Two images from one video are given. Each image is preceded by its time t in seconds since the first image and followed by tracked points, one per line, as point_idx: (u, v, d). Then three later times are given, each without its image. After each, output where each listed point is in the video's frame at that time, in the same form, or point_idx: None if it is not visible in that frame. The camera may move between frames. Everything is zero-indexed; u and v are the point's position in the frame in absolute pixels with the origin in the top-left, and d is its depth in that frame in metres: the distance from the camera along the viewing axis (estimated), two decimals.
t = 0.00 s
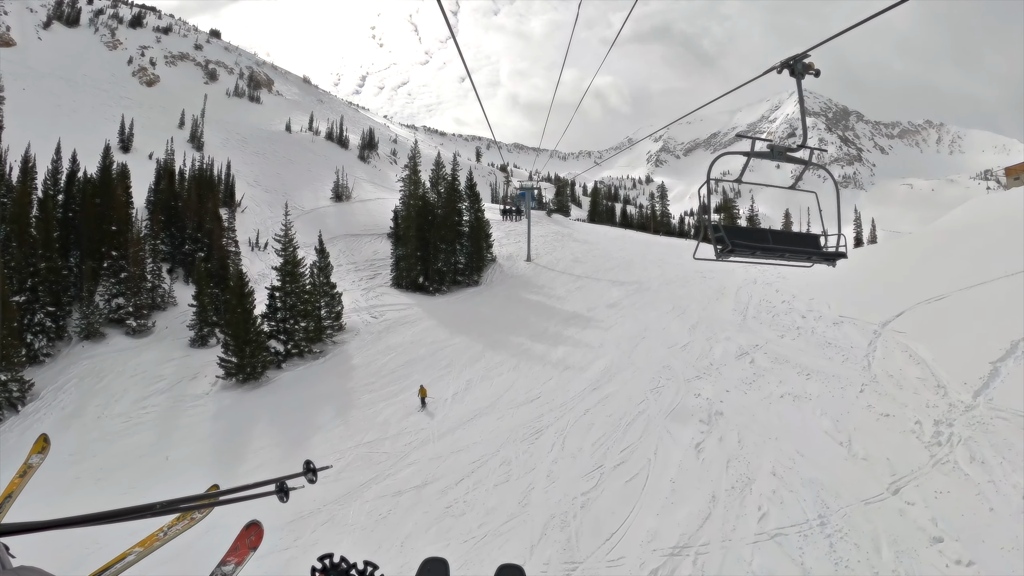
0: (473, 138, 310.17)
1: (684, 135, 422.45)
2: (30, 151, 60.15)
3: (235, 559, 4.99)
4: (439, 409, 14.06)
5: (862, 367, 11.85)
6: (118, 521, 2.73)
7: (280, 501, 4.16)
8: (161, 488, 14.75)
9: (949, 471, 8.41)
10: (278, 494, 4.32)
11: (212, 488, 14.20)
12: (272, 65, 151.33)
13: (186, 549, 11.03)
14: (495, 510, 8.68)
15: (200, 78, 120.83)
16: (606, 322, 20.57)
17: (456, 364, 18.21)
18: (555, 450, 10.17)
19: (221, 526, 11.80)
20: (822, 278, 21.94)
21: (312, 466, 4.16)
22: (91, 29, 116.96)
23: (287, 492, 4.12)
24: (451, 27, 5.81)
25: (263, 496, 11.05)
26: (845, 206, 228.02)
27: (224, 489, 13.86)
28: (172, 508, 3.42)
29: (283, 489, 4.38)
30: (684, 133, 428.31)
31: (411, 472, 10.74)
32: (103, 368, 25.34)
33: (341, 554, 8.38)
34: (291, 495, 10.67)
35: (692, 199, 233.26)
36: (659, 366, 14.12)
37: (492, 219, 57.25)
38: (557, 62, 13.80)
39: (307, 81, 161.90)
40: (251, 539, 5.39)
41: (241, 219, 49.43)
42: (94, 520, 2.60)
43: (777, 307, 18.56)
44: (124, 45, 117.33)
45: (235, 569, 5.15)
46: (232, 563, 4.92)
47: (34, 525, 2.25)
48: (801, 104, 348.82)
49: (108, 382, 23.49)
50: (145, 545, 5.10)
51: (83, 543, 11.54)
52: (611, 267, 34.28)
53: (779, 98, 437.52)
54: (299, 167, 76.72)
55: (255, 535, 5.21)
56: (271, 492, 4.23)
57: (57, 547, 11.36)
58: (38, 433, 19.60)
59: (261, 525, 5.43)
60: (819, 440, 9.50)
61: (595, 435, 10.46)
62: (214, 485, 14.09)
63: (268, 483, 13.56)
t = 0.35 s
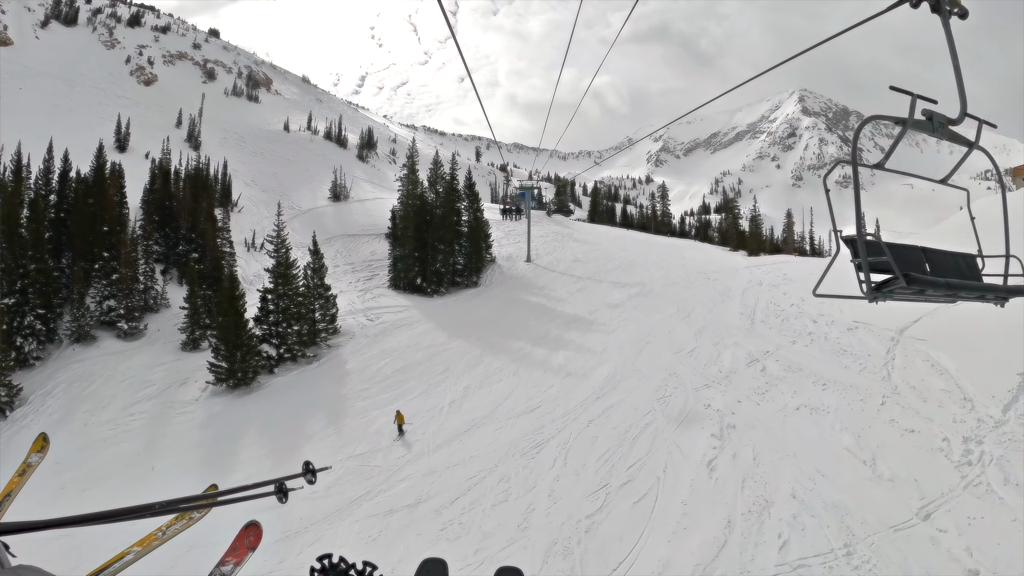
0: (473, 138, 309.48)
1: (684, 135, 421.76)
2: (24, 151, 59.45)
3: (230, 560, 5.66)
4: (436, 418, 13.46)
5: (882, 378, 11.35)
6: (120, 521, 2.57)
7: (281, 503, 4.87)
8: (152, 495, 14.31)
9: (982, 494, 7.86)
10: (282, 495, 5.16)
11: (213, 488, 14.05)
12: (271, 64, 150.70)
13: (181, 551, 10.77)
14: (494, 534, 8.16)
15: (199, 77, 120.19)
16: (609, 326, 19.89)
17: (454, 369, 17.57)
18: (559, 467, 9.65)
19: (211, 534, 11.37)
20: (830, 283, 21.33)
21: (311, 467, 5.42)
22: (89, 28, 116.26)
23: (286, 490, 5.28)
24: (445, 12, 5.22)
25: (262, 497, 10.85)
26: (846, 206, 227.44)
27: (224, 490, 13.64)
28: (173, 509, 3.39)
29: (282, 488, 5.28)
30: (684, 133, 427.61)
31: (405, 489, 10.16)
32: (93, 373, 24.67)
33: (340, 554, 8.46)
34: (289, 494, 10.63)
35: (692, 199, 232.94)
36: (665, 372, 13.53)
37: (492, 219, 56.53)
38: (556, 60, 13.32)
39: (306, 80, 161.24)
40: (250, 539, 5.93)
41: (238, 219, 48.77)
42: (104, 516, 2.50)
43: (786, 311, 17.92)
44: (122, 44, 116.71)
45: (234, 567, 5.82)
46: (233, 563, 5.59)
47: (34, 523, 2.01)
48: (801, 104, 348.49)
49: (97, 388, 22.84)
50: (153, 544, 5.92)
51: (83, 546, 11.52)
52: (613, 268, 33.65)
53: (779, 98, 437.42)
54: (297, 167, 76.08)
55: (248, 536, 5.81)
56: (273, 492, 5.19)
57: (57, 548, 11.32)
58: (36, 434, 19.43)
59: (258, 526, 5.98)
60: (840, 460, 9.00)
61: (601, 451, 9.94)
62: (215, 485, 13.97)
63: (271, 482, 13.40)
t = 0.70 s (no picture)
0: (473, 138, 309.13)
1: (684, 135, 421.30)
2: (19, 150, 58.74)
3: (232, 559, 4.46)
4: (432, 428, 12.90)
5: (904, 391, 10.90)
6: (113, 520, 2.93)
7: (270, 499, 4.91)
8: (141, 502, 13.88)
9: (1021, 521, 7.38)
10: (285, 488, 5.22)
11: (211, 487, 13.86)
12: (270, 64, 150.07)
13: (178, 556, 10.48)
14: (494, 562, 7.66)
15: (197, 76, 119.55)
16: (611, 330, 19.33)
17: (451, 375, 16.95)
18: (561, 486, 9.15)
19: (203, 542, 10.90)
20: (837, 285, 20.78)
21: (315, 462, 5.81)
22: (87, 28, 115.70)
23: (298, 481, 5.48)
24: None
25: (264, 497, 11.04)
26: (846, 206, 227.09)
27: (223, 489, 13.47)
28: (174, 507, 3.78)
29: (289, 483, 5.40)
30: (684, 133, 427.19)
31: (398, 507, 9.62)
32: (82, 378, 24.08)
33: (341, 552, 8.56)
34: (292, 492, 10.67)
35: (692, 199, 232.42)
36: (671, 381, 12.98)
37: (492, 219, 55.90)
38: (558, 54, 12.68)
39: (305, 80, 160.62)
40: (252, 538, 4.77)
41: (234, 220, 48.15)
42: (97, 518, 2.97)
43: (796, 315, 17.33)
44: (121, 43, 116.09)
45: (235, 570, 4.63)
46: (232, 562, 4.33)
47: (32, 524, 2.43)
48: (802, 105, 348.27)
49: (85, 393, 22.23)
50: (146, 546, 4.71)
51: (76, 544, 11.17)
52: (614, 269, 33.08)
53: (779, 98, 436.94)
54: (296, 167, 75.51)
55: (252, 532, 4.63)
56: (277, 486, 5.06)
57: (51, 549, 11.04)
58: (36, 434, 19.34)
59: (262, 521, 4.81)
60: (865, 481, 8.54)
61: (606, 469, 9.43)
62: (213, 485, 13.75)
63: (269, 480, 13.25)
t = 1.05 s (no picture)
0: (473, 138, 308.50)
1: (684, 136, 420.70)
2: (14, 150, 58.08)
3: (233, 555, 6.02)
4: (428, 440, 12.30)
5: (928, 405, 10.52)
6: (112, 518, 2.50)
7: (279, 493, 4.45)
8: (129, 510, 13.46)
9: None
10: (282, 487, 4.59)
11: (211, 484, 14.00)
12: (269, 63, 149.57)
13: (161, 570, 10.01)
14: None
15: (195, 76, 118.95)
16: (615, 334, 18.70)
17: (449, 382, 16.35)
18: (564, 508, 8.62)
19: (187, 555, 10.43)
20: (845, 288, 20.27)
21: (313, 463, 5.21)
22: (85, 27, 115.10)
23: (290, 481, 4.77)
24: None
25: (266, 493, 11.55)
26: (847, 206, 226.51)
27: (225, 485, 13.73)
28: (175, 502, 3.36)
29: (282, 484, 4.73)
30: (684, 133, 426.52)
31: (389, 530, 9.09)
32: (70, 383, 23.47)
33: (339, 548, 8.71)
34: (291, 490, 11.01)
35: (692, 199, 231.71)
36: (680, 391, 12.44)
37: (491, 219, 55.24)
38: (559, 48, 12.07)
39: (305, 80, 160.11)
40: (248, 536, 6.50)
41: (230, 221, 47.55)
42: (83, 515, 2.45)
43: (806, 320, 16.77)
44: (119, 43, 115.51)
45: (233, 562, 6.18)
46: (235, 557, 5.99)
47: (32, 520, 2.19)
48: (802, 105, 348.00)
49: (71, 399, 21.62)
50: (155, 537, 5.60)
51: (67, 547, 10.94)
52: (616, 270, 32.45)
53: (779, 99, 437.56)
54: (294, 167, 74.95)
55: (252, 532, 6.45)
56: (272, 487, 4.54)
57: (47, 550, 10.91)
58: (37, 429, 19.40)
59: (256, 523, 6.64)
60: (894, 502, 8.17)
61: (612, 489, 8.88)
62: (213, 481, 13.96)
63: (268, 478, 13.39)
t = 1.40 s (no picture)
0: (473, 139, 308.16)
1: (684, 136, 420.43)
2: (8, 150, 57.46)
3: (234, 556, 6.83)
4: (422, 454, 11.64)
5: (953, 420, 10.15)
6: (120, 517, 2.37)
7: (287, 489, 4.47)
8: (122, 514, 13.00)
9: None
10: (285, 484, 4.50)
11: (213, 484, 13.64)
12: (268, 64, 149.21)
13: None
14: None
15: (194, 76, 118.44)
16: (619, 339, 18.04)
17: (446, 389, 15.73)
18: (567, 533, 8.04)
19: (167, 571, 9.73)
20: (852, 292, 19.81)
21: (314, 460, 5.11)
22: (84, 27, 114.64)
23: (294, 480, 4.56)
24: None
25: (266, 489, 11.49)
26: (848, 207, 226.08)
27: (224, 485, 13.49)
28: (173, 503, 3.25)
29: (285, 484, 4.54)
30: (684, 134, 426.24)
31: (380, 553, 8.52)
32: (57, 388, 22.81)
33: (340, 547, 8.78)
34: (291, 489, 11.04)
35: (692, 200, 231.29)
36: (689, 401, 11.90)
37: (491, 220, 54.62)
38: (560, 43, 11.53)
39: (304, 80, 159.73)
40: (250, 535, 7.18)
41: (226, 222, 46.95)
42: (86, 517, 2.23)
43: (817, 325, 16.21)
44: (117, 43, 115.05)
45: (234, 560, 7.00)
46: (235, 558, 6.84)
47: (33, 520, 1.97)
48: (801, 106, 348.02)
49: (56, 407, 20.96)
50: (157, 538, 5.99)
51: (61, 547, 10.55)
52: (618, 272, 31.85)
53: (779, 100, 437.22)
54: (292, 167, 74.42)
55: (253, 532, 7.12)
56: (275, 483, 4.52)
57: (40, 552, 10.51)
58: (37, 429, 19.38)
59: (257, 523, 7.28)
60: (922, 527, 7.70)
61: (618, 513, 8.31)
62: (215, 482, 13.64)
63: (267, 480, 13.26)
